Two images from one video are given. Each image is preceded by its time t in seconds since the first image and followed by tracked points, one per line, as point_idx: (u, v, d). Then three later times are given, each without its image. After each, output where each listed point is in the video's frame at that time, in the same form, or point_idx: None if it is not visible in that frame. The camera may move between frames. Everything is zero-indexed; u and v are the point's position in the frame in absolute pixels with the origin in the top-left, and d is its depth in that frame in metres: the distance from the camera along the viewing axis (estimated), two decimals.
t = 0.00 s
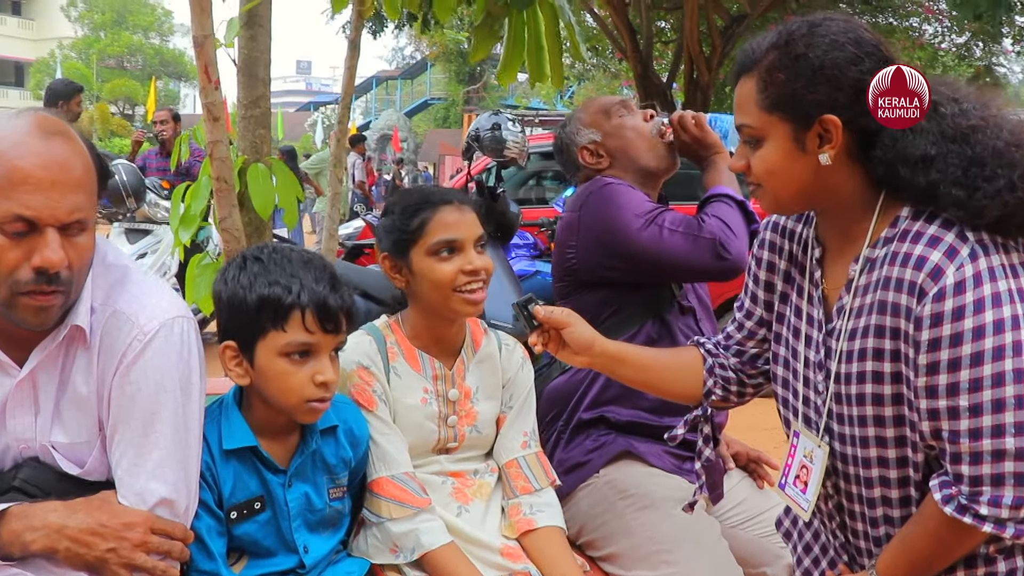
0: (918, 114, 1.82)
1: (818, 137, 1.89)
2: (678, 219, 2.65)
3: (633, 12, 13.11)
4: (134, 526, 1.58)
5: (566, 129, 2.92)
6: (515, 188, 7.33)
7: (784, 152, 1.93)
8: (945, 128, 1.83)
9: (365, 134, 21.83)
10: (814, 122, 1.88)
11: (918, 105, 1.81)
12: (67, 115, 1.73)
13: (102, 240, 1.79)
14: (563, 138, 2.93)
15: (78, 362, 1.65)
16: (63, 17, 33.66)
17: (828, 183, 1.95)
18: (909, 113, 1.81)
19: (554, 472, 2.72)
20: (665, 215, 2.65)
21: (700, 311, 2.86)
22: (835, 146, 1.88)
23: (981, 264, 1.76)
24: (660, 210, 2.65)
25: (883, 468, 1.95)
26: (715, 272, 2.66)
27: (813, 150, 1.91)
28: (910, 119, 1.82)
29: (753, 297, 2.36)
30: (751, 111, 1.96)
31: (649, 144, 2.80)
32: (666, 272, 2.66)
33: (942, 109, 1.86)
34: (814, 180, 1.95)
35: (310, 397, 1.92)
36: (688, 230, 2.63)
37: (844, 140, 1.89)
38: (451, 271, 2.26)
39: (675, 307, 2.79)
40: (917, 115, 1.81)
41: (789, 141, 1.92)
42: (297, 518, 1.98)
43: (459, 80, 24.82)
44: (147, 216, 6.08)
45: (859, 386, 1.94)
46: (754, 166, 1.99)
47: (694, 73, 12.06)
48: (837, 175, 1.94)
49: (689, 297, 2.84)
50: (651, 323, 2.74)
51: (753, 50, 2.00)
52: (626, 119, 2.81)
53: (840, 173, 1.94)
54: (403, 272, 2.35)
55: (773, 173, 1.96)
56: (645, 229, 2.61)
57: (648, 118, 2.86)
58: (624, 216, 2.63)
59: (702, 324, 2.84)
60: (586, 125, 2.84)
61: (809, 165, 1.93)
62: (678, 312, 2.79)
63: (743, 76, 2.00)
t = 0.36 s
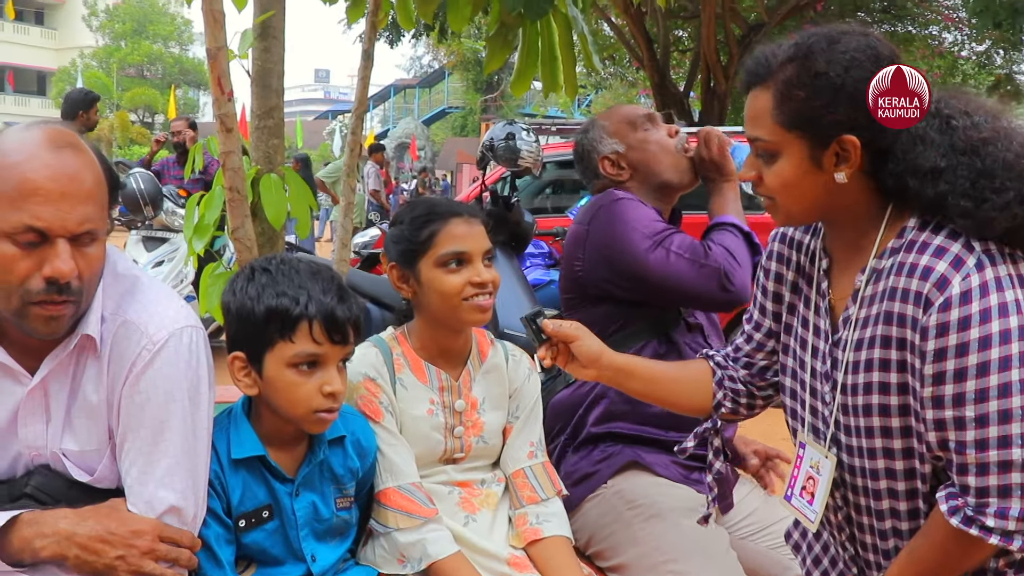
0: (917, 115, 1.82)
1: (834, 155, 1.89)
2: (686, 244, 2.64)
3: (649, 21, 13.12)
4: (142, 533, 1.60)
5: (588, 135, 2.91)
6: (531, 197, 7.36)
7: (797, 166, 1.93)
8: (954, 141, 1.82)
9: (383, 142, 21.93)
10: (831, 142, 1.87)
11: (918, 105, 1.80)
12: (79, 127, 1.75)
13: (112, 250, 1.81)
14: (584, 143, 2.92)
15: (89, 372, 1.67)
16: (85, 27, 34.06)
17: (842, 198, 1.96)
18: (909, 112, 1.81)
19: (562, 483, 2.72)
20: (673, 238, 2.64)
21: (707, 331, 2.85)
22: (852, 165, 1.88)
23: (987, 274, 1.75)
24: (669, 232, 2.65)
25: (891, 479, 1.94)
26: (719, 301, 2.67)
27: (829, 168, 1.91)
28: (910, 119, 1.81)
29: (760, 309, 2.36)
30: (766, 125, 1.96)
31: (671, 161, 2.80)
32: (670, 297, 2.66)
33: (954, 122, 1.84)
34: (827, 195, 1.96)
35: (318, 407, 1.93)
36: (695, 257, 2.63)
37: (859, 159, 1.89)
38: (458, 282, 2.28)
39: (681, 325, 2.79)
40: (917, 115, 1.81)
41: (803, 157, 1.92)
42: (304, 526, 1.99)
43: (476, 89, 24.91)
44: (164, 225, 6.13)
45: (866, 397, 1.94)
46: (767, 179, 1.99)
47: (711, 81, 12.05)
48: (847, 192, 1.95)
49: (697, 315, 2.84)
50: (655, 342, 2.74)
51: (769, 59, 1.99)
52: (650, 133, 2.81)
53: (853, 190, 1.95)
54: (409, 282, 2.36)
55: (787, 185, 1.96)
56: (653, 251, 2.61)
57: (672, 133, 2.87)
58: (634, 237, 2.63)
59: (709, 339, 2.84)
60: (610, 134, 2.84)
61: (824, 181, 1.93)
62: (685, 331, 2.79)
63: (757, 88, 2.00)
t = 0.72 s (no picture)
0: (918, 115, 1.82)
1: (829, 151, 1.89)
2: (678, 282, 2.63)
3: (651, 25, 13.14)
4: (148, 541, 1.60)
5: (619, 132, 2.90)
6: (534, 202, 7.37)
7: (797, 166, 1.92)
8: (951, 137, 1.83)
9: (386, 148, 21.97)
10: (826, 137, 1.87)
11: (918, 105, 1.81)
12: (84, 135, 1.76)
13: (117, 257, 1.82)
14: (612, 138, 2.92)
15: (94, 378, 1.68)
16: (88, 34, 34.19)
17: (842, 199, 1.95)
18: (909, 113, 1.81)
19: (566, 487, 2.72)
20: (666, 273, 2.64)
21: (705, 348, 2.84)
22: (847, 160, 1.88)
23: (987, 277, 1.75)
24: (664, 263, 2.65)
25: (894, 482, 1.95)
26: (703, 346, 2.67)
27: (827, 165, 1.90)
28: (910, 119, 1.82)
29: (762, 312, 2.36)
30: (763, 128, 1.96)
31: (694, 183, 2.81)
32: (654, 333, 2.68)
33: (949, 119, 1.85)
34: (829, 204, 1.96)
35: (326, 412, 1.94)
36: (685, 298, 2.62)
37: (856, 155, 1.88)
38: (458, 289, 2.28)
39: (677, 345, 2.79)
40: (917, 115, 1.82)
41: (800, 156, 1.91)
42: (309, 532, 1.99)
43: (478, 93, 24.95)
44: (168, 231, 6.14)
45: (869, 401, 1.94)
46: (765, 184, 1.98)
47: (713, 85, 12.05)
48: (847, 189, 1.94)
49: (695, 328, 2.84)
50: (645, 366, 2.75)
51: (760, 66, 2.00)
52: (681, 151, 2.81)
53: (852, 189, 1.94)
54: (410, 289, 2.37)
55: (787, 189, 1.95)
56: (642, 284, 2.63)
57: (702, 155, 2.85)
58: (625, 267, 2.65)
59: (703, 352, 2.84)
60: (640, 141, 2.84)
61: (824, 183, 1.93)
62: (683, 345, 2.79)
63: (750, 94, 2.00)
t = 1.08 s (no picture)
0: (918, 114, 1.79)
1: (820, 157, 1.86)
2: (612, 323, 2.65)
3: (638, 29, 13.16)
4: (142, 549, 1.58)
5: (638, 138, 2.93)
6: (523, 206, 7.37)
7: (787, 171, 1.90)
8: (942, 145, 1.79)
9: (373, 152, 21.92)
10: (816, 142, 1.85)
11: (918, 105, 1.78)
12: (75, 138, 1.74)
13: (109, 262, 1.80)
14: (632, 140, 2.95)
15: (86, 385, 1.65)
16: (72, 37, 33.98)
17: (832, 203, 1.93)
18: (909, 113, 1.78)
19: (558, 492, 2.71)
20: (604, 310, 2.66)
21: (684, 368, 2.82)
22: (837, 165, 1.85)
23: (979, 281, 1.74)
24: (601, 306, 2.67)
25: (889, 486, 1.95)
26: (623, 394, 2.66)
27: (816, 169, 1.88)
28: (910, 119, 1.79)
29: (755, 317, 2.37)
30: (753, 133, 1.93)
31: (666, 228, 2.86)
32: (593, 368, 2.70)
33: (940, 127, 1.81)
34: (817, 207, 1.94)
35: (321, 418, 1.92)
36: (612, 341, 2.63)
37: (846, 160, 1.86)
38: (452, 295, 2.27)
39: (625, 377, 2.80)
40: (917, 115, 1.79)
41: (791, 161, 1.89)
42: (304, 540, 1.98)
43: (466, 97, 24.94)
44: (154, 236, 6.10)
45: (863, 405, 1.94)
46: (757, 188, 1.96)
47: (700, 89, 12.08)
48: (837, 194, 1.91)
49: (680, 337, 2.82)
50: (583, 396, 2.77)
51: (753, 71, 1.98)
52: (673, 191, 2.83)
53: (843, 193, 1.91)
54: (404, 295, 2.36)
55: (777, 194, 1.93)
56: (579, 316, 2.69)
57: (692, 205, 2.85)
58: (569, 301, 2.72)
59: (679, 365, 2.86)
60: (646, 162, 2.85)
61: (812, 186, 1.90)
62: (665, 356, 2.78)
63: (743, 98, 1.98)
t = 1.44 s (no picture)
0: (918, 114, 1.77)
1: (829, 163, 1.83)
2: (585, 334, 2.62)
3: (633, 31, 13.16)
4: (145, 559, 1.56)
5: (646, 147, 2.89)
6: (518, 208, 7.36)
7: (796, 176, 1.86)
8: (953, 151, 1.76)
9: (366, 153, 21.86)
10: (826, 147, 1.81)
11: (918, 105, 1.76)
12: (77, 141, 1.71)
13: (110, 266, 1.77)
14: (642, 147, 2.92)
15: (87, 392, 1.63)
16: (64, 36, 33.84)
17: (841, 207, 1.89)
18: (909, 113, 1.77)
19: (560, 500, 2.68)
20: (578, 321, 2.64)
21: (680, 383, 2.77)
22: (847, 170, 1.82)
23: (990, 288, 1.72)
24: (575, 316, 2.65)
25: (896, 493, 1.93)
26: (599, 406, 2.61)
27: (826, 175, 1.84)
28: (910, 119, 1.77)
29: (759, 322, 2.33)
30: (762, 137, 1.89)
31: (662, 242, 2.83)
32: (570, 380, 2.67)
33: (952, 133, 1.78)
34: (825, 212, 1.90)
35: (331, 426, 1.91)
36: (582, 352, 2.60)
37: (856, 165, 1.83)
38: (455, 299, 2.23)
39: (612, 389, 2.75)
40: (917, 115, 1.77)
41: (801, 166, 1.85)
42: (308, 546, 1.95)
43: (459, 98, 24.92)
44: (149, 237, 6.05)
45: (872, 412, 1.92)
46: (765, 192, 1.91)
47: (695, 92, 12.07)
48: (848, 200, 1.88)
49: (673, 348, 2.78)
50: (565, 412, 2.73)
51: (763, 75, 1.94)
52: (672, 207, 2.79)
53: (852, 199, 1.88)
54: (406, 302, 2.33)
55: (785, 198, 1.88)
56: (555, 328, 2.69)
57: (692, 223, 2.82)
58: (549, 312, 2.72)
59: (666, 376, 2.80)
60: (651, 174, 2.82)
61: (821, 190, 1.86)
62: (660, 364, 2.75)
63: (753, 101, 1.94)
